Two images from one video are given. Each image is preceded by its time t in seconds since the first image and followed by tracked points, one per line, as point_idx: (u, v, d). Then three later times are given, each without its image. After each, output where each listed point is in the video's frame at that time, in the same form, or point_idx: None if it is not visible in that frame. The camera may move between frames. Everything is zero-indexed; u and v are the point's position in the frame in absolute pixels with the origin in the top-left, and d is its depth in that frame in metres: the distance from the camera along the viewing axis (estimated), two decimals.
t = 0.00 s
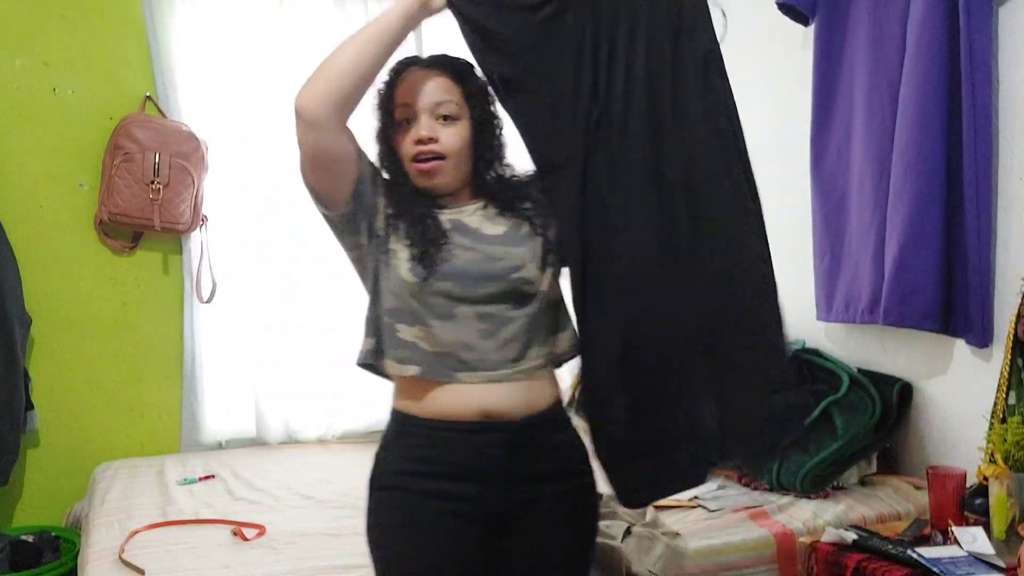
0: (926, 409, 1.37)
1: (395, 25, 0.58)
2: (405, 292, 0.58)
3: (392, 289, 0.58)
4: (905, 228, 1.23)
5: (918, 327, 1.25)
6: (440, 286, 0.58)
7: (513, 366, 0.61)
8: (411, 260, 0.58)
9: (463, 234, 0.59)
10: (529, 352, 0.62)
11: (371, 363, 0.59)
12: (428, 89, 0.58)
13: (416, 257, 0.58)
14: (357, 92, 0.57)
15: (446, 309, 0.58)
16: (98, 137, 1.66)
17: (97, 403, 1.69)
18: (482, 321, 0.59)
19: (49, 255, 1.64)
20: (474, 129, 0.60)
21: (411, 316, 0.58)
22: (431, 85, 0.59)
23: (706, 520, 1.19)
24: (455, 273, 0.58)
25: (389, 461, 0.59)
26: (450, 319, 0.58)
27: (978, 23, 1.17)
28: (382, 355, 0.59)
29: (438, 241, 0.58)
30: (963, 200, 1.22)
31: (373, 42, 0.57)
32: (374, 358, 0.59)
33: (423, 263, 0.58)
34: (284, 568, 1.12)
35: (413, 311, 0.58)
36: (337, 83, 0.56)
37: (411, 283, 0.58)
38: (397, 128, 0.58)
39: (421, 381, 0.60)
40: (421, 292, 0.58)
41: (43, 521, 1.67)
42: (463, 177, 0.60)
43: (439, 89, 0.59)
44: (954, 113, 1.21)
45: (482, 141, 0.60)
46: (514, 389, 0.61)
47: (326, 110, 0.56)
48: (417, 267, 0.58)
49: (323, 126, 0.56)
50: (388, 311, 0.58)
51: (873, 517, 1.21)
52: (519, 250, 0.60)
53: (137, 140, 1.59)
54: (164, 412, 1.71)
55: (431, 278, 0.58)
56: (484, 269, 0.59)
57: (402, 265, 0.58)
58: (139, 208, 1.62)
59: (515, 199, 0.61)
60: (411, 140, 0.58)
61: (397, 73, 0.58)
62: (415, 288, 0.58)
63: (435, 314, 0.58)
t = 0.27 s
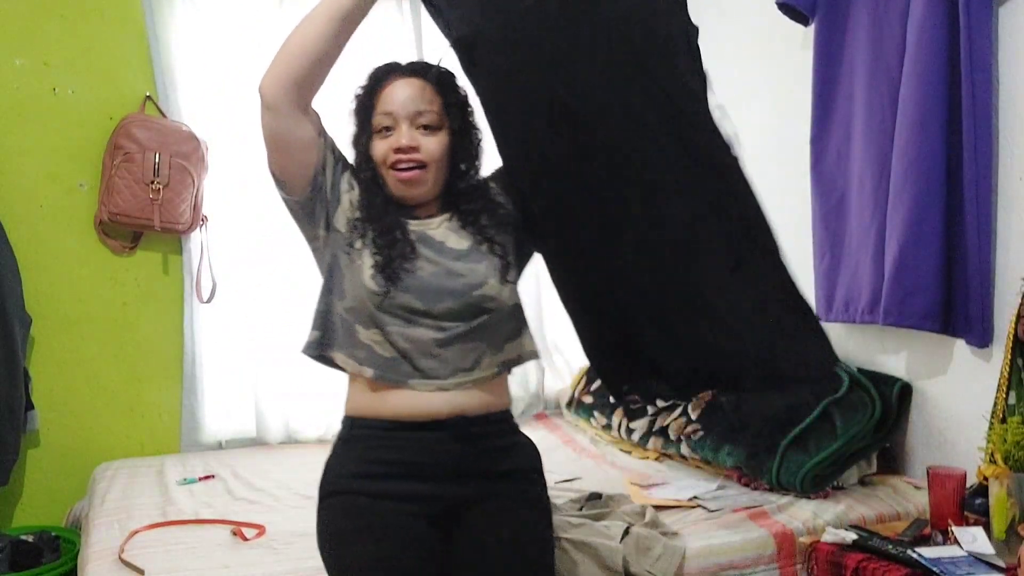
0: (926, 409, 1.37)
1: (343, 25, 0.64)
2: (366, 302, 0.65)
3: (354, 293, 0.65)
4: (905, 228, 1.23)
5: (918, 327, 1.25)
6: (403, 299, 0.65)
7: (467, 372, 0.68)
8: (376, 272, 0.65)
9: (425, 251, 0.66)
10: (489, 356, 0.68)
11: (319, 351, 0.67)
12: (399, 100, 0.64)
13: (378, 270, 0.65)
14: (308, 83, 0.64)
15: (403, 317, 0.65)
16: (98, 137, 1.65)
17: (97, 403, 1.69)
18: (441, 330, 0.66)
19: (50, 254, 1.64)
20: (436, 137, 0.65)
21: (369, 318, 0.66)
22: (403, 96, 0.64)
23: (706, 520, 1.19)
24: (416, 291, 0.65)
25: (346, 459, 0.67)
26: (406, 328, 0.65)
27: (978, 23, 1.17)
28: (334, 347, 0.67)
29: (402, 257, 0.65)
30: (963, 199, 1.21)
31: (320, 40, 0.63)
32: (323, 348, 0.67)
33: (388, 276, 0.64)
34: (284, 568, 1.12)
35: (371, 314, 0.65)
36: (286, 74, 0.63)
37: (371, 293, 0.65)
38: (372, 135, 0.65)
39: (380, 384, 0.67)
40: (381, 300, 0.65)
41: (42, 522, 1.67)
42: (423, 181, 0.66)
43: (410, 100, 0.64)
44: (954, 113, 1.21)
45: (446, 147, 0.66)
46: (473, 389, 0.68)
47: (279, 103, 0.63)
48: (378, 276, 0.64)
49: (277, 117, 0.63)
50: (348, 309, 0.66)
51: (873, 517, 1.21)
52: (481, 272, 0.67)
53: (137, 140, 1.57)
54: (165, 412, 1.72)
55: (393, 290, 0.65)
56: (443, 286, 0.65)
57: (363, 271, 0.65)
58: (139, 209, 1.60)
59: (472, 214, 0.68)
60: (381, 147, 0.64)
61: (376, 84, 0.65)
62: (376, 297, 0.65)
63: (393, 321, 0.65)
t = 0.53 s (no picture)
0: (926, 409, 1.37)
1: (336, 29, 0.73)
2: (338, 298, 0.75)
3: (324, 290, 0.75)
4: (904, 228, 1.23)
5: (917, 328, 1.25)
6: (371, 296, 0.75)
7: (437, 367, 0.78)
8: (346, 272, 0.74)
9: (394, 252, 0.75)
10: (454, 348, 0.78)
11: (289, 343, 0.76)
12: (379, 99, 0.73)
13: (348, 268, 0.74)
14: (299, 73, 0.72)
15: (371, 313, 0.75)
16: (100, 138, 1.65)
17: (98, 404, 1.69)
18: (408, 326, 0.76)
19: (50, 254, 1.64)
20: (412, 134, 0.74)
21: (338, 314, 0.75)
22: (382, 96, 0.73)
23: (706, 520, 1.19)
24: (383, 290, 0.75)
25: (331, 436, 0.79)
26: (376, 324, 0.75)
27: (978, 23, 1.18)
28: (306, 342, 0.76)
29: (373, 258, 0.74)
30: (963, 201, 1.22)
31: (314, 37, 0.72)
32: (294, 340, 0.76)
33: (358, 274, 0.74)
34: (285, 568, 1.12)
35: (342, 310, 0.75)
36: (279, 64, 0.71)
37: (343, 291, 0.74)
38: (351, 131, 0.73)
39: (355, 379, 0.77)
40: (350, 298, 0.74)
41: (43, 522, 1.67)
42: (396, 175, 0.75)
43: (390, 100, 0.73)
44: (954, 113, 1.22)
45: (419, 144, 0.74)
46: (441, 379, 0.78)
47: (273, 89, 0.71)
48: (349, 275, 0.74)
49: (267, 102, 0.71)
50: (320, 304, 0.75)
51: (873, 517, 1.21)
52: (443, 272, 0.76)
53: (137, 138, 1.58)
54: (164, 411, 1.57)
55: (362, 289, 0.75)
56: (409, 284, 0.75)
57: (333, 271, 0.74)
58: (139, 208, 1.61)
59: (443, 214, 0.76)
60: (359, 143, 0.73)
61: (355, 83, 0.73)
62: (345, 295, 0.74)
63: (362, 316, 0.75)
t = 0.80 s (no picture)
0: (926, 409, 1.37)
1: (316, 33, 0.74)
2: (317, 298, 0.76)
3: (304, 290, 0.76)
4: (904, 228, 1.23)
5: (917, 328, 1.25)
6: (349, 296, 0.75)
7: (421, 365, 0.76)
8: (321, 273, 0.75)
9: (371, 252, 0.75)
10: (438, 345, 0.77)
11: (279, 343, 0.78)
12: (355, 97, 0.74)
13: (324, 269, 0.75)
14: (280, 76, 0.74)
15: (354, 313, 0.75)
16: (98, 137, 1.65)
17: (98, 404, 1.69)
18: (390, 324, 0.75)
19: (49, 253, 1.64)
20: (389, 131, 0.75)
21: (318, 314, 0.76)
22: (357, 96, 0.75)
23: (706, 520, 1.19)
24: (364, 289, 0.74)
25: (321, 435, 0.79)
26: (359, 323, 0.75)
27: (978, 23, 1.18)
28: (295, 341, 0.79)
29: (350, 258, 0.75)
30: (963, 203, 1.22)
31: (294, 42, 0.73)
32: (284, 342, 0.79)
33: (334, 275, 0.75)
34: (285, 568, 1.12)
35: (322, 310, 0.76)
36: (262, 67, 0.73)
37: (321, 292, 0.75)
38: (328, 129, 0.75)
39: (341, 379, 0.77)
40: (329, 298, 0.75)
41: (42, 522, 1.67)
42: (376, 172, 0.76)
43: (366, 99, 0.75)
44: (954, 112, 1.21)
45: (396, 141, 0.75)
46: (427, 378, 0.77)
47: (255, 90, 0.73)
48: (325, 276, 0.75)
49: (244, 101, 0.73)
50: (302, 304, 0.76)
51: (873, 517, 1.21)
52: (422, 270, 0.75)
53: (137, 140, 1.57)
54: (164, 412, 1.73)
55: (340, 288, 0.75)
56: (388, 281, 0.75)
57: (311, 272, 0.75)
58: (139, 209, 1.60)
59: (426, 212, 0.76)
60: (336, 142, 0.75)
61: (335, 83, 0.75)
62: (322, 296, 0.75)
63: (343, 315, 0.75)
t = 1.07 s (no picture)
0: (926, 409, 1.37)
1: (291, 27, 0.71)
2: (314, 302, 0.73)
3: (300, 293, 0.74)
4: (904, 228, 1.23)
5: (917, 328, 1.25)
6: (347, 299, 0.73)
7: (415, 370, 0.75)
8: (319, 275, 0.73)
9: (369, 255, 0.74)
10: (432, 351, 0.76)
11: (273, 348, 0.75)
12: (351, 100, 0.73)
13: (322, 272, 0.73)
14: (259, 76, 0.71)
15: (348, 317, 0.74)
16: (99, 137, 1.65)
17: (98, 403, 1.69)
18: (384, 328, 0.74)
19: (50, 253, 1.64)
20: (385, 135, 0.74)
21: (313, 317, 0.74)
22: (352, 99, 0.73)
23: (706, 520, 1.19)
24: (360, 293, 0.73)
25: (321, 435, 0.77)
26: (353, 328, 0.74)
27: (977, 23, 1.18)
28: (289, 344, 0.76)
29: (345, 261, 0.73)
30: (963, 203, 1.21)
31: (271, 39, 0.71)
32: (278, 344, 0.75)
33: (332, 279, 0.73)
34: (285, 568, 1.12)
35: (318, 314, 0.74)
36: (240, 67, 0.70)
37: (318, 296, 0.73)
38: (325, 134, 0.73)
39: (335, 383, 0.75)
40: (325, 302, 0.73)
41: (42, 522, 1.67)
42: (374, 177, 0.75)
43: (362, 103, 0.73)
44: (954, 113, 1.21)
45: (392, 144, 0.74)
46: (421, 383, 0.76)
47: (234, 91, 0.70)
48: (321, 280, 0.73)
49: (232, 106, 0.70)
50: (297, 308, 0.74)
51: (873, 517, 1.21)
52: (418, 274, 0.74)
53: (137, 140, 1.57)
54: (164, 412, 1.73)
55: (337, 292, 0.73)
56: (385, 285, 0.73)
57: (308, 274, 0.73)
58: (138, 209, 1.60)
59: (420, 215, 0.77)
60: (332, 146, 0.73)
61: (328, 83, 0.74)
62: (318, 300, 0.73)
63: (337, 319, 0.74)
